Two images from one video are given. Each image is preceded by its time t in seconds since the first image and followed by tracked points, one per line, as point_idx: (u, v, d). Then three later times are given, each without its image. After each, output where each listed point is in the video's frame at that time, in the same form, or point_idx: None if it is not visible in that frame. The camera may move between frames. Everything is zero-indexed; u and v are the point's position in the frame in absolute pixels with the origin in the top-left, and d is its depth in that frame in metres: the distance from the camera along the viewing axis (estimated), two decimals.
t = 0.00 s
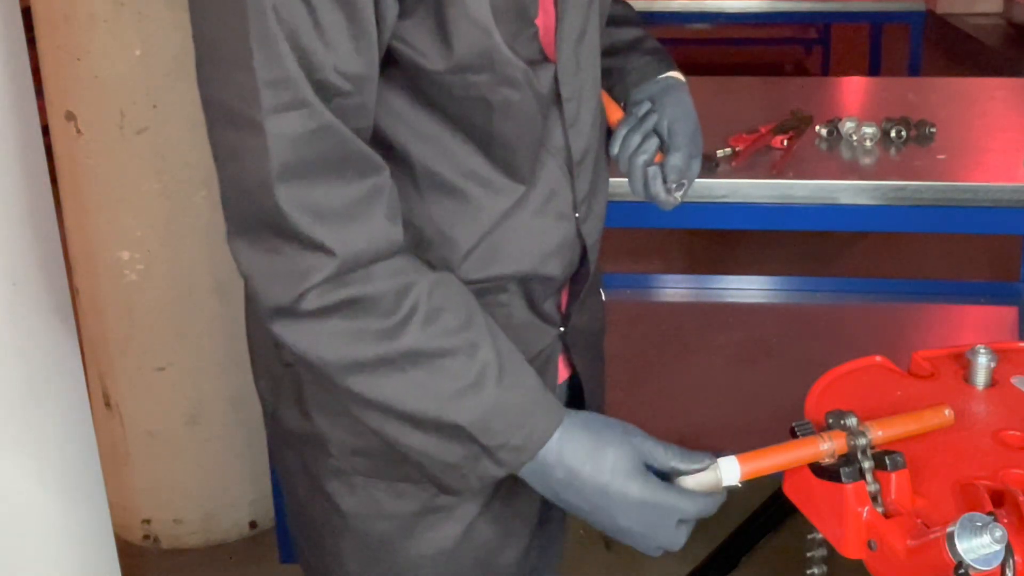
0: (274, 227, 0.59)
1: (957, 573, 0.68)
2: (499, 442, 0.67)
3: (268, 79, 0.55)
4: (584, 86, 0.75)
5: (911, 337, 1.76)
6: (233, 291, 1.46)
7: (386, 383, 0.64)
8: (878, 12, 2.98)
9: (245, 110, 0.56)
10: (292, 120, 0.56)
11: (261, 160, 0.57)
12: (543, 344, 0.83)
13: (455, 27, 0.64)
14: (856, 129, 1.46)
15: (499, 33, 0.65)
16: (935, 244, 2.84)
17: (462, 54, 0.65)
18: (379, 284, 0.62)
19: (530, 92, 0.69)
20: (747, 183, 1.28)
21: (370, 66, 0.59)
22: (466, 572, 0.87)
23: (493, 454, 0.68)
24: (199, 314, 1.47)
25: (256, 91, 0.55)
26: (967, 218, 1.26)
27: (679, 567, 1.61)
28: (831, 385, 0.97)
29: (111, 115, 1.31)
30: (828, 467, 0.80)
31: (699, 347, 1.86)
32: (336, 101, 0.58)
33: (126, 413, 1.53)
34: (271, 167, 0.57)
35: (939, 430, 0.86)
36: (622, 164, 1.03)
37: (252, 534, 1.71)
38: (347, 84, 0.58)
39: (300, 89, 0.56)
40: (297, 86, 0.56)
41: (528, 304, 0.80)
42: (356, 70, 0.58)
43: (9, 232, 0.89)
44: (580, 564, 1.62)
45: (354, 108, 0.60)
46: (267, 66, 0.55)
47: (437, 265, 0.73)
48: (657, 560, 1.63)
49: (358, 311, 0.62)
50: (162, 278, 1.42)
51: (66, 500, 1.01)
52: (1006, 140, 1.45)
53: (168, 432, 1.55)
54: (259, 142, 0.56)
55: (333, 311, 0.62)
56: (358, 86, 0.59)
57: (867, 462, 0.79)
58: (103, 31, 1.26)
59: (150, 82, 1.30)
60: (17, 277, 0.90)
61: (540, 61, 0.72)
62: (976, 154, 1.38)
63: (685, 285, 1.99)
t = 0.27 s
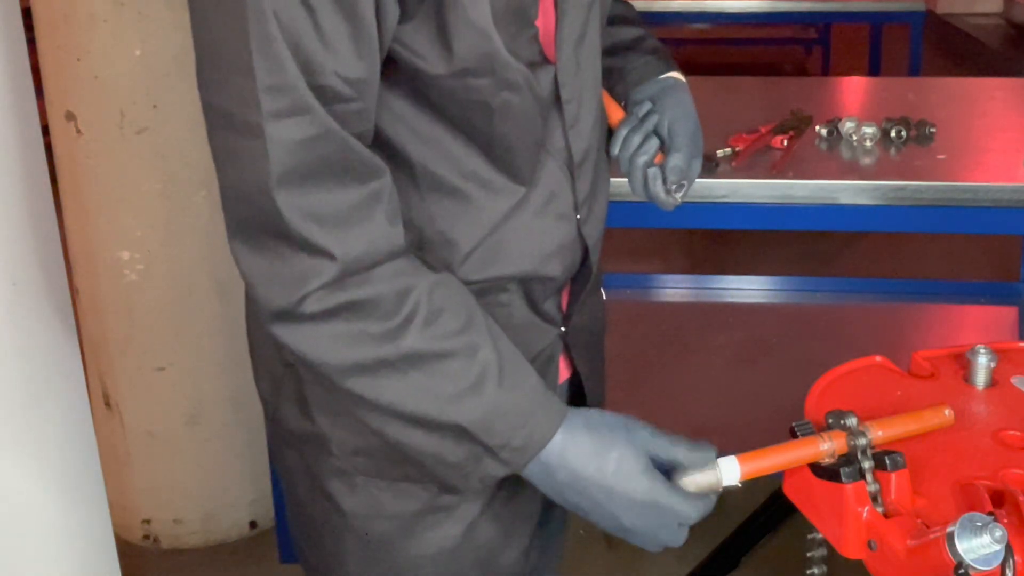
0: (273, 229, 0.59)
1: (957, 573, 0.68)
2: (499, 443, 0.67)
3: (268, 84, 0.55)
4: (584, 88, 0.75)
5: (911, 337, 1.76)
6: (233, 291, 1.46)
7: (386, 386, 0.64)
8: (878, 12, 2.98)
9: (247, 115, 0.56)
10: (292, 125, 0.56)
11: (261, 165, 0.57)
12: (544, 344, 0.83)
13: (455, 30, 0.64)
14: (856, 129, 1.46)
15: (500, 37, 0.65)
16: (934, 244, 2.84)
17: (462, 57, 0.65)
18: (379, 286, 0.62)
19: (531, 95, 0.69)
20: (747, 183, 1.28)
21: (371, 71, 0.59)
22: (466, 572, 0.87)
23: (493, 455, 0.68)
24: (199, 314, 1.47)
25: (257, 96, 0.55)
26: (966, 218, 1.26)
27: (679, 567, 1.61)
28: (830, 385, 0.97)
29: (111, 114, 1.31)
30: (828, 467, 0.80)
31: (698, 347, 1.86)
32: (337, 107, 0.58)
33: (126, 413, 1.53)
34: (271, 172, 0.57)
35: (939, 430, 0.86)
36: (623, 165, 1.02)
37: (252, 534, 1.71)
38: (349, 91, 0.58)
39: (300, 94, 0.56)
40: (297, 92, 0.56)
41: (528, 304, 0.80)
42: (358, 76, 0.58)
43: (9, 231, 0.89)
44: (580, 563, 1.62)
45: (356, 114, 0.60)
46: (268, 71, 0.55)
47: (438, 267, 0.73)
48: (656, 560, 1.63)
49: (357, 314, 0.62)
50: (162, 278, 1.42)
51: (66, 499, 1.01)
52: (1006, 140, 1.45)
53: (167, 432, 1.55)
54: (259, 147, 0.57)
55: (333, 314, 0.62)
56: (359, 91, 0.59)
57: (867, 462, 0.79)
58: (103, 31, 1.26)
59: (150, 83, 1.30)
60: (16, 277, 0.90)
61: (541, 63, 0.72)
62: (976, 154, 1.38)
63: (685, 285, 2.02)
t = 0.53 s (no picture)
0: (273, 230, 0.59)
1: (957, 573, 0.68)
2: (501, 445, 0.67)
3: (263, 87, 0.56)
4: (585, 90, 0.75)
5: (911, 337, 1.76)
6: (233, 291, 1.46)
7: (384, 387, 0.64)
8: (878, 12, 2.98)
9: (245, 118, 0.56)
10: (286, 128, 0.56)
11: (255, 168, 0.57)
12: (545, 344, 0.83)
13: (455, 32, 0.64)
14: (856, 129, 1.46)
15: (501, 40, 0.65)
16: (935, 244, 2.84)
17: (463, 60, 0.65)
18: (375, 288, 0.62)
19: (531, 97, 0.69)
20: (747, 183, 1.28)
21: (367, 76, 0.58)
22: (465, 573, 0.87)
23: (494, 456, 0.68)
24: (199, 314, 1.47)
25: (251, 99, 0.56)
26: (967, 217, 1.26)
27: (679, 567, 1.61)
28: (831, 385, 0.97)
29: (111, 114, 1.31)
30: (828, 467, 0.80)
31: (698, 347, 1.86)
32: (335, 111, 0.58)
33: (126, 413, 1.53)
34: (265, 175, 0.57)
35: (939, 430, 0.86)
36: (625, 167, 1.03)
37: (252, 534, 1.71)
38: (345, 95, 0.58)
39: (294, 97, 0.56)
40: (291, 94, 0.56)
41: (529, 304, 0.80)
42: (353, 81, 0.58)
43: (10, 231, 0.89)
44: (580, 563, 1.62)
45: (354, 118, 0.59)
46: (263, 74, 0.55)
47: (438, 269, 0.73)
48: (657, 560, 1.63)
49: (354, 315, 0.62)
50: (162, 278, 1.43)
51: (66, 499, 1.01)
52: (1006, 140, 1.45)
53: (168, 432, 1.55)
54: (253, 150, 0.57)
55: (329, 316, 0.62)
56: (354, 96, 0.58)
57: (867, 462, 0.79)
58: (103, 31, 1.26)
59: (150, 83, 1.30)
60: (17, 277, 0.90)
61: (542, 65, 0.72)
62: (976, 154, 1.38)
63: (685, 285, 2.02)
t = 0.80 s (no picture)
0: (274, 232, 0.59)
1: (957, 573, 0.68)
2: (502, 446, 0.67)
3: (261, 88, 0.56)
4: (586, 92, 0.75)
5: (911, 337, 1.76)
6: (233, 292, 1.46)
7: (382, 391, 0.64)
8: (878, 11, 2.98)
9: (245, 120, 0.56)
10: (283, 130, 0.57)
11: (253, 170, 0.57)
12: (545, 345, 0.83)
13: (456, 34, 0.64)
14: (856, 129, 1.46)
15: (502, 42, 0.65)
16: (935, 244, 2.84)
17: (465, 63, 0.65)
18: (373, 290, 0.62)
19: (533, 99, 0.69)
20: (747, 183, 1.28)
21: (369, 78, 0.58)
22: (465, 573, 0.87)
23: (495, 457, 0.68)
24: (199, 315, 1.47)
25: (250, 100, 0.56)
26: (967, 217, 1.26)
27: (679, 567, 1.61)
28: (831, 385, 0.97)
29: (111, 114, 1.31)
30: (828, 467, 0.80)
31: (698, 347, 1.86)
32: (337, 112, 0.58)
33: (126, 413, 1.53)
34: (262, 176, 0.57)
35: (940, 431, 0.86)
36: (623, 168, 1.02)
37: (252, 534, 1.71)
38: (346, 96, 0.58)
39: (292, 98, 0.56)
40: (290, 96, 0.56)
41: (529, 305, 0.80)
42: (353, 83, 0.58)
43: (9, 231, 0.89)
44: (580, 563, 1.62)
45: (355, 120, 0.60)
46: (262, 75, 0.55)
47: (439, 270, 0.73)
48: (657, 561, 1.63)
49: (351, 318, 0.62)
50: (162, 278, 1.42)
51: (66, 499, 1.01)
52: (1006, 140, 1.45)
53: (167, 432, 1.55)
54: (252, 151, 0.57)
55: (326, 318, 0.62)
56: (356, 97, 0.59)
57: (867, 462, 0.79)
58: (103, 31, 1.26)
59: (150, 83, 1.30)
60: (17, 277, 0.90)
61: (544, 67, 0.72)
62: (976, 154, 1.38)
63: (685, 284, 2.02)
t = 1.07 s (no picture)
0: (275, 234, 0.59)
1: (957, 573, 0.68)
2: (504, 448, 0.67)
3: (262, 91, 0.56)
4: (588, 95, 0.75)
5: (911, 337, 1.76)
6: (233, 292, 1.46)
7: (382, 396, 0.64)
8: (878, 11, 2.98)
9: (246, 122, 0.56)
10: (284, 134, 0.56)
11: (254, 174, 0.57)
12: (545, 345, 0.83)
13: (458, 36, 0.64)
14: (856, 129, 1.46)
15: (505, 44, 0.65)
16: (934, 244, 2.84)
17: (468, 66, 0.65)
18: (374, 294, 0.62)
19: (535, 101, 0.69)
20: (747, 183, 1.28)
21: (371, 81, 0.58)
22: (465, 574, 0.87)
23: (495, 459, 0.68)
24: (199, 315, 1.47)
25: (251, 103, 0.56)
26: (967, 217, 1.26)
27: (679, 567, 1.61)
28: (831, 385, 0.97)
29: (111, 115, 1.31)
30: (828, 467, 0.80)
31: (699, 347, 1.86)
32: (338, 117, 0.58)
33: (125, 413, 1.53)
34: (263, 180, 0.57)
35: (940, 431, 0.86)
36: (623, 170, 1.01)
37: (252, 534, 1.71)
38: (350, 101, 0.58)
39: (293, 102, 0.56)
40: (290, 100, 0.56)
41: (530, 305, 0.80)
42: (357, 86, 0.58)
43: (9, 231, 0.89)
44: (581, 563, 1.62)
45: (360, 123, 0.59)
46: (263, 78, 0.55)
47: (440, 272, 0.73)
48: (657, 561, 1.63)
49: (352, 322, 0.62)
50: (162, 278, 1.42)
51: (66, 499, 1.01)
52: (1006, 140, 1.45)
53: (167, 432, 1.55)
54: (253, 154, 0.57)
55: (327, 323, 0.62)
56: (360, 102, 0.58)
57: (867, 462, 0.79)
58: (104, 31, 1.26)
59: (150, 83, 1.30)
60: (17, 277, 0.90)
61: (546, 69, 0.72)
62: (976, 154, 1.38)
63: (685, 284, 2.00)
